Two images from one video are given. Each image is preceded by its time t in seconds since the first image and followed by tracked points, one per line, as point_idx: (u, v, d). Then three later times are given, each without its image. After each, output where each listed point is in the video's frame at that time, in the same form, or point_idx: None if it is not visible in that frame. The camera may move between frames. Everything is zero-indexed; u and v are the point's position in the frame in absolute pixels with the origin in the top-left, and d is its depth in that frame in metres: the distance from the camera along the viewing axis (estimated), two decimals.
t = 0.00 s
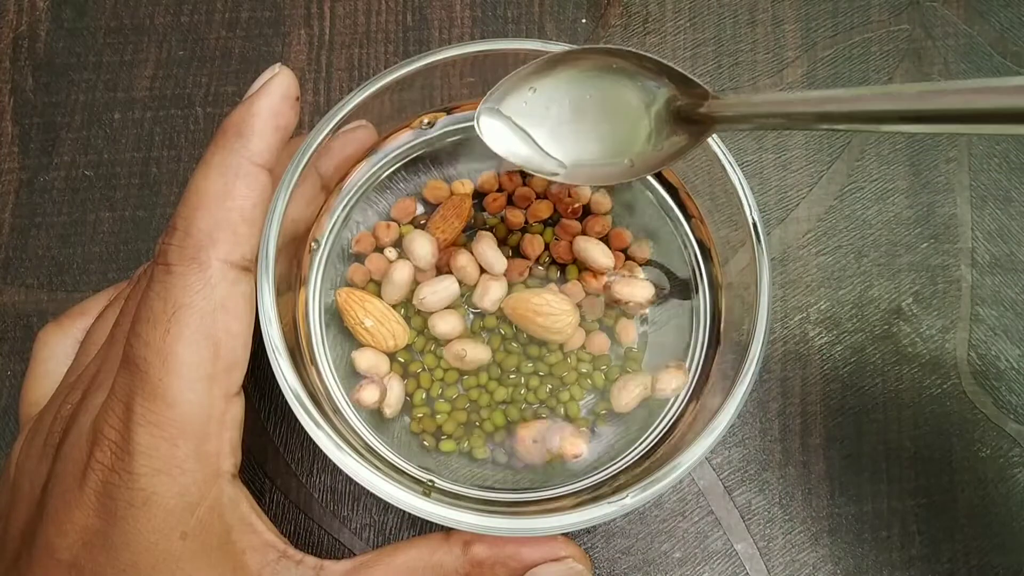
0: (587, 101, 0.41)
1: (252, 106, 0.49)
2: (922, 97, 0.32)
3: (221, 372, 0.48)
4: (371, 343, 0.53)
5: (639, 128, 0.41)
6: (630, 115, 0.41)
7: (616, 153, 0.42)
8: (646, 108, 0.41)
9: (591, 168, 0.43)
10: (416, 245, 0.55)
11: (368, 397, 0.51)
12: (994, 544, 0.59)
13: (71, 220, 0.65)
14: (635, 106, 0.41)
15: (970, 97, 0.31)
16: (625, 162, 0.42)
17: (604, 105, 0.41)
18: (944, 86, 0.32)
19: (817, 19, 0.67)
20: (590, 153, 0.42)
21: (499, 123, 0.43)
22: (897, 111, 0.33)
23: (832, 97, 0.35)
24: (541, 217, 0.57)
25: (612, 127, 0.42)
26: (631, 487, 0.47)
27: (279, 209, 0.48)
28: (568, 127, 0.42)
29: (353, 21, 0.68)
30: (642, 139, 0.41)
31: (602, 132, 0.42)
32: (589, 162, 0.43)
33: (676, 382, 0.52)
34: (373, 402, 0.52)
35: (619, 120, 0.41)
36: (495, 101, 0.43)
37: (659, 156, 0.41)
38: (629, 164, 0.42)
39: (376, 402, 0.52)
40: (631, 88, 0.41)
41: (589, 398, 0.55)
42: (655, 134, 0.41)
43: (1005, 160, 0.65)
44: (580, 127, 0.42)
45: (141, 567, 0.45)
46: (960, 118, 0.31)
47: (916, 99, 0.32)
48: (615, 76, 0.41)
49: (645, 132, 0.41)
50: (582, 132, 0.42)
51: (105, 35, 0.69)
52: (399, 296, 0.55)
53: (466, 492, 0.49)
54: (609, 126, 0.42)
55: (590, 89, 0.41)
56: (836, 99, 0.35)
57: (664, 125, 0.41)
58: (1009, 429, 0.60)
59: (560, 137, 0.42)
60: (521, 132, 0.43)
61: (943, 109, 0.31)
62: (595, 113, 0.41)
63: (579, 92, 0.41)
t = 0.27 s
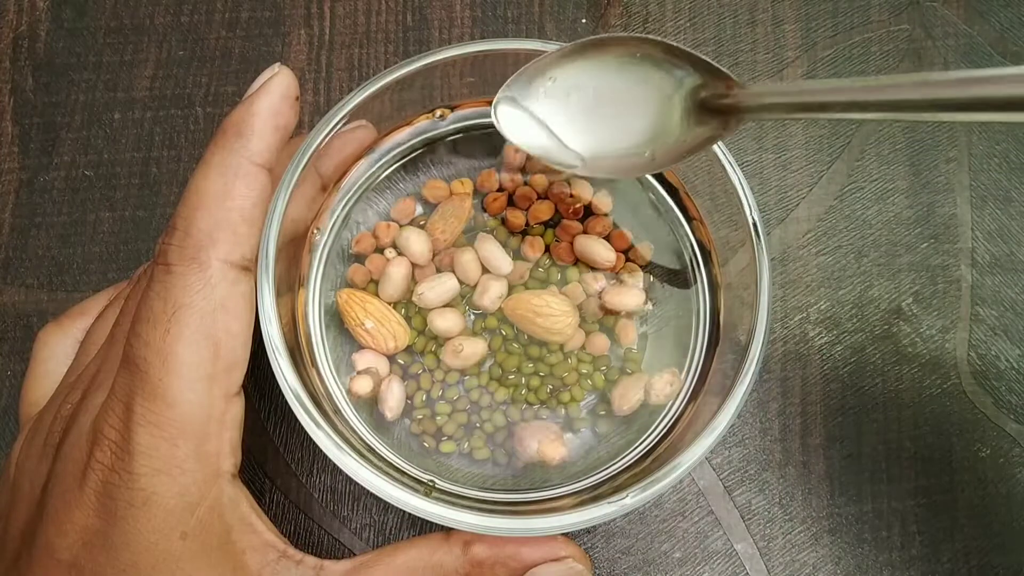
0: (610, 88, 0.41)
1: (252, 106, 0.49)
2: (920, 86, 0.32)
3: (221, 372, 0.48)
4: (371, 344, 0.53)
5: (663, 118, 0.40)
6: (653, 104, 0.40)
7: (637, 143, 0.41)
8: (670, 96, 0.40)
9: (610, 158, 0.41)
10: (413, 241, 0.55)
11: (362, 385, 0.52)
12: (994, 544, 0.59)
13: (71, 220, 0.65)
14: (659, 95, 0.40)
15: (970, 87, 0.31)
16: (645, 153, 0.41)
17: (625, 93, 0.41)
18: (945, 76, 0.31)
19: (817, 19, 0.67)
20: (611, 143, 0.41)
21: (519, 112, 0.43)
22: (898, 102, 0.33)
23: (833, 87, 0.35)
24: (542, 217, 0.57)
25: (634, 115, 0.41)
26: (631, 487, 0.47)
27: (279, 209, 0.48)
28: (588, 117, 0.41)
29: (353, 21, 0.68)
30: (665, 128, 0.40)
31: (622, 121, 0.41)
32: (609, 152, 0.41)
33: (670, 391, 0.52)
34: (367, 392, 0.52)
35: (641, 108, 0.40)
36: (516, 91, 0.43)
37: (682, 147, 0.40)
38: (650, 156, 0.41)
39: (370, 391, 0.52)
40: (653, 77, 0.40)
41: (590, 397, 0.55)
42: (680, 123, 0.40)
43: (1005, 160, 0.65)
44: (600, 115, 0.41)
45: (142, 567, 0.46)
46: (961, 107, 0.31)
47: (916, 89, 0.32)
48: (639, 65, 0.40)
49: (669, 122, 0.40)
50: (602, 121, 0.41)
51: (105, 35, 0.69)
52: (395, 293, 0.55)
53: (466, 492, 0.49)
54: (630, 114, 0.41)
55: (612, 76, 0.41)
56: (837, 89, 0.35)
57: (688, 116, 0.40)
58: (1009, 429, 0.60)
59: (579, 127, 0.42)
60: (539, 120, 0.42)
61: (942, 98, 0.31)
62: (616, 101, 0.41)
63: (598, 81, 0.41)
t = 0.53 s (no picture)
0: (610, 184, 0.42)
1: (252, 106, 0.49)
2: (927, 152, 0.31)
3: (221, 371, 0.48)
4: (371, 343, 0.53)
5: (665, 206, 0.41)
6: (652, 195, 0.41)
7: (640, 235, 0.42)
8: (670, 183, 0.41)
9: (616, 251, 0.43)
10: (414, 238, 0.55)
11: (354, 386, 0.51)
12: (994, 544, 0.59)
13: (71, 220, 0.65)
14: (659, 183, 0.41)
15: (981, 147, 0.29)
16: (651, 240, 0.42)
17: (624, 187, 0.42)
18: (935, 142, 0.31)
19: (817, 19, 0.67)
20: (614, 237, 0.43)
21: (524, 212, 0.46)
22: (906, 170, 0.32)
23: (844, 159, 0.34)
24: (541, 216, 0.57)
25: (635, 208, 0.42)
26: (630, 487, 0.47)
27: (279, 209, 0.48)
28: (592, 212, 0.43)
29: (353, 21, 0.68)
30: (665, 219, 0.41)
31: (624, 216, 0.42)
32: (611, 246, 0.43)
33: (665, 398, 0.52)
34: (360, 391, 0.52)
35: (641, 202, 0.42)
36: (522, 191, 0.46)
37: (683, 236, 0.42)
38: (655, 245, 0.42)
39: (361, 392, 0.52)
40: (654, 167, 0.41)
41: (590, 398, 0.55)
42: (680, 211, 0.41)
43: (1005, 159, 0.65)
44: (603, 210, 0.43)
45: (141, 567, 0.45)
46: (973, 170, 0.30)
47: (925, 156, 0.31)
48: (639, 157, 0.41)
49: (669, 211, 0.41)
50: (604, 217, 0.43)
51: (105, 35, 0.69)
52: (395, 289, 0.54)
53: (466, 492, 0.49)
54: (630, 207, 0.42)
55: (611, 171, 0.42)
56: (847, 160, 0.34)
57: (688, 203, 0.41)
58: (1009, 429, 0.60)
59: (583, 224, 0.43)
60: (542, 217, 0.45)
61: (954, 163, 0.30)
62: (616, 195, 0.42)
63: (596, 177, 0.42)
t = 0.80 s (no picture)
0: (674, 245, 0.42)
1: (252, 106, 0.49)
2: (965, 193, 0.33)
3: (222, 371, 0.48)
4: (372, 343, 0.53)
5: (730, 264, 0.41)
6: (717, 253, 0.41)
7: (708, 294, 0.42)
8: (733, 241, 0.41)
9: (683, 310, 0.42)
10: (416, 237, 0.55)
11: (350, 386, 0.51)
12: (994, 544, 0.59)
13: (71, 220, 0.65)
14: (723, 241, 0.41)
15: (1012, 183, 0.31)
16: (719, 300, 0.41)
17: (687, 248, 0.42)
18: (973, 183, 0.32)
19: (817, 19, 0.67)
20: (685, 297, 0.42)
21: (589, 281, 0.45)
22: (947, 212, 0.33)
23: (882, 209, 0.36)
24: (541, 217, 0.57)
25: (702, 268, 0.42)
26: (630, 487, 0.47)
27: (279, 209, 0.48)
28: (658, 273, 0.43)
29: (353, 21, 0.68)
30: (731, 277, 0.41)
31: (690, 276, 0.42)
32: (682, 306, 0.42)
33: (656, 408, 0.51)
34: (355, 392, 0.51)
35: (706, 261, 0.41)
36: (586, 261, 0.46)
37: (752, 293, 0.41)
38: (723, 304, 0.41)
39: (357, 393, 0.51)
40: (713, 225, 0.41)
41: (590, 397, 0.54)
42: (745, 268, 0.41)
43: (1005, 160, 0.65)
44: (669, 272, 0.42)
45: (141, 567, 0.45)
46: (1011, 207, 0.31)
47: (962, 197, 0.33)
48: (700, 218, 0.42)
49: (735, 270, 0.41)
50: (669, 277, 0.42)
51: (105, 35, 0.69)
52: (401, 292, 0.55)
53: (466, 492, 0.49)
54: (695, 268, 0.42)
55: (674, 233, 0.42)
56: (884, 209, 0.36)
57: (755, 260, 0.41)
58: (1009, 429, 0.60)
59: (650, 286, 0.43)
60: (609, 284, 0.44)
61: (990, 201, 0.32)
62: (679, 255, 0.42)
63: (659, 237, 0.43)
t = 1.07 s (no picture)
0: (690, 274, 0.45)
1: (252, 106, 0.49)
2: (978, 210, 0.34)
3: (222, 371, 0.48)
4: (372, 343, 0.53)
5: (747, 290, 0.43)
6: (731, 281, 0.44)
7: (729, 320, 0.44)
8: (749, 269, 0.43)
9: (708, 337, 0.44)
10: (416, 237, 0.55)
11: (348, 378, 0.50)
12: (993, 544, 0.59)
13: (71, 220, 0.65)
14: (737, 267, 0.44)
15: None
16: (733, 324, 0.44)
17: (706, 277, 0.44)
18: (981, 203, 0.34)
19: (817, 19, 0.67)
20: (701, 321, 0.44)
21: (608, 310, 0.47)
22: (957, 231, 0.35)
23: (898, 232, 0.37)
24: (541, 217, 0.57)
25: (722, 296, 0.44)
26: (631, 487, 0.47)
27: (279, 210, 0.48)
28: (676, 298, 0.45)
29: (353, 21, 0.68)
30: (751, 303, 0.43)
31: (713, 304, 0.44)
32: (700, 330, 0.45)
33: (652, 412, 0.51)
34: (354, 382, 0.51)
35: (724, 289, 0.44)
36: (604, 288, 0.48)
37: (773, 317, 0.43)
38: (746, 331, 0.43)
39: (355, 384, 0.51)
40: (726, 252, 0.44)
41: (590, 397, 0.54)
42: (764, 293, 0.43)
43: (1005, 160, 0.65)
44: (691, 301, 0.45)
45: (141, 567, 0.46)
46: None
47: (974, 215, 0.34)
48: (713, 247, 0.44)
49: (753, 296, 0.43)
50: (691, 305, 0.45)
51: (105, 35, 0.69)
52: (403, 292, 0.54)
53: (466, 492, 0.49)
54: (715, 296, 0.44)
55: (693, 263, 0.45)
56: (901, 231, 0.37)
57: (773, 285, 0.43)
58: (1009, 429, 0.60)
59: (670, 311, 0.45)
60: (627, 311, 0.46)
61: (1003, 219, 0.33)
62: (699, 284, 0.44)
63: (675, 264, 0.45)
